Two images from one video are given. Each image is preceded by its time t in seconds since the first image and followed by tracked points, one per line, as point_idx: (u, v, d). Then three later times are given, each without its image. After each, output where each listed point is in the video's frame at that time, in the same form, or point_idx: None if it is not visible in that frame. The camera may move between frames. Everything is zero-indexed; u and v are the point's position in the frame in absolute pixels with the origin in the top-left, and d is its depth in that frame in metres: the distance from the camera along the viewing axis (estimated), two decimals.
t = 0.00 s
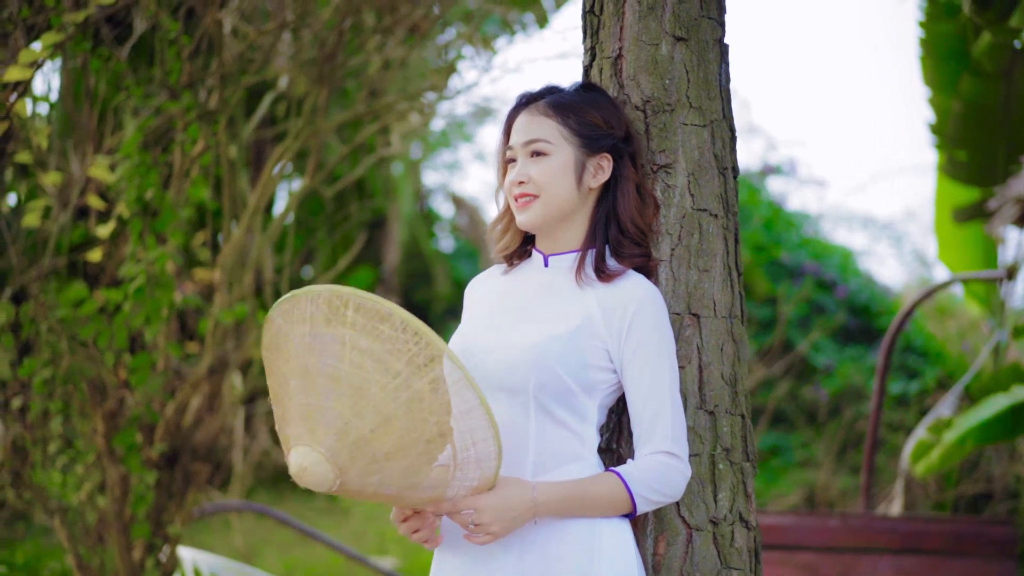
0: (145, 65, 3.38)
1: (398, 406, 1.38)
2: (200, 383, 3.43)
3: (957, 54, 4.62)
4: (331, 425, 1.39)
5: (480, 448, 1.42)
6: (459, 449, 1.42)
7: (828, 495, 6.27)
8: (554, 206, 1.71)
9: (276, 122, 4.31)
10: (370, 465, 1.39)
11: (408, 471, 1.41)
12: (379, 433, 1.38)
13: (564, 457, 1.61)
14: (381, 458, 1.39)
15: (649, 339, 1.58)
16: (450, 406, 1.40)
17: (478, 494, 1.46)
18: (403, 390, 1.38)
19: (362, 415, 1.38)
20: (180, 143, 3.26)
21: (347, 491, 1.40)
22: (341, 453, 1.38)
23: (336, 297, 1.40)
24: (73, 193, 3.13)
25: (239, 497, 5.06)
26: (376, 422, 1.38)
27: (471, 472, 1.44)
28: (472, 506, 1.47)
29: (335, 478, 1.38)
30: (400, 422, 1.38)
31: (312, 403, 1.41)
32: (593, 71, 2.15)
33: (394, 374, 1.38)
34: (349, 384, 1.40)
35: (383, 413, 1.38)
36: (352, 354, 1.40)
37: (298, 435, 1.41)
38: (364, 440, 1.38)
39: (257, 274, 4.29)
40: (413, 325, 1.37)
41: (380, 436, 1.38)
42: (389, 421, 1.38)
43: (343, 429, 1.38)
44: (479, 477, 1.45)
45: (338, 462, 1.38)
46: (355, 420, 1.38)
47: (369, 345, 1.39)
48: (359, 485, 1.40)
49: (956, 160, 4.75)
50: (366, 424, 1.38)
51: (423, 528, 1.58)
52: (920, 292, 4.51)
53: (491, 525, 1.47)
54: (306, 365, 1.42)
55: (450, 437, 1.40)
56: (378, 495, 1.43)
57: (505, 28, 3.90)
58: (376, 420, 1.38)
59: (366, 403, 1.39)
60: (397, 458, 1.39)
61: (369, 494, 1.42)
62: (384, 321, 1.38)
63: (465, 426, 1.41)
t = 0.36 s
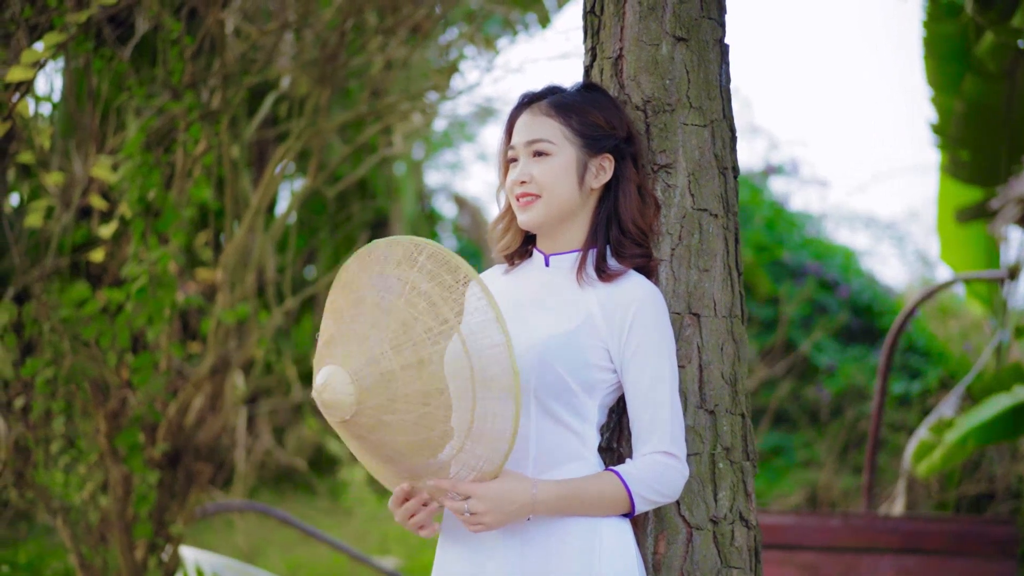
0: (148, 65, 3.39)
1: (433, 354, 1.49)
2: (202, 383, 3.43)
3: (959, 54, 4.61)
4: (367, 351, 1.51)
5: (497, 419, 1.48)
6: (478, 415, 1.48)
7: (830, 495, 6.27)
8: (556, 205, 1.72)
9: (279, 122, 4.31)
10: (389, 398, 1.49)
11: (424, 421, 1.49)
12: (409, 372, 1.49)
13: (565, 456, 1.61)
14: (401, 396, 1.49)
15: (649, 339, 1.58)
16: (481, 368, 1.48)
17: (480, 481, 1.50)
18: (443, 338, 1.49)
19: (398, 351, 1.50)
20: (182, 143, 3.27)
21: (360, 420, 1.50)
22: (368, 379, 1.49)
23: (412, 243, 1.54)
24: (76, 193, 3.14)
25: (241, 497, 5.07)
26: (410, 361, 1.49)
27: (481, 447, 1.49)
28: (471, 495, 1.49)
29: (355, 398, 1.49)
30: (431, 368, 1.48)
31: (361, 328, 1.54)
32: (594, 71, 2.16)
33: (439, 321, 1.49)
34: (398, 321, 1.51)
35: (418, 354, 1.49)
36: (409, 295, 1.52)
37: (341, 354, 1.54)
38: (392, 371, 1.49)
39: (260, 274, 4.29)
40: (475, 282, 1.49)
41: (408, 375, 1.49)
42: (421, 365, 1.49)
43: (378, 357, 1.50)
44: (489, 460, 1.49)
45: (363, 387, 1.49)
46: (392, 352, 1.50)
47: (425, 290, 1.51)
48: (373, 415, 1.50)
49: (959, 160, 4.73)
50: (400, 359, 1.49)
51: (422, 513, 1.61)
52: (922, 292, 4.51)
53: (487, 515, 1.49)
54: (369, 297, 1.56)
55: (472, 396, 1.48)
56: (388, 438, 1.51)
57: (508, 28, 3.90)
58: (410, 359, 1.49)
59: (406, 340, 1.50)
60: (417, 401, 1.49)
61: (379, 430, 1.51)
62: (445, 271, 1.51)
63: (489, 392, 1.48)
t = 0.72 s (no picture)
0: (151, 67, 3.40)
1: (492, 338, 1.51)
2: (206, 383, 3.44)
3: (961, 55, 4.65)
4: (430, 311, 1.54)
5: (526, 414, 1.49)
6: (511, 405, 1.49)
7: (833, 495, 6.28)
8: (559, 207, 1.73)
9: (283, 123, 4.32)
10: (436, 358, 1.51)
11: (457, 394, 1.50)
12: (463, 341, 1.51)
13: (565, 456, 1.62)
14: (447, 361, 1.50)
15: (651, 340, 1.59)
16: (532, 358, 1.50)
17: (485, 476, 1.51)
18: (509, 322, 1.52)
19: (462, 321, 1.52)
20: (186, 144, 3.28)
21: (400, 367, 1.52)
22: (421, 336, 1.52)
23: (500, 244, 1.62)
24: (80, 194, 3.15)
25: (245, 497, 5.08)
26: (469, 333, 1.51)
27: (501, 438, 1.50)
28: (473, 489, 1.50)
29: (405, 347, 1.52)
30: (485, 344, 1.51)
31: (430, 291, 1.57)
32: (595, 74, 2.17)
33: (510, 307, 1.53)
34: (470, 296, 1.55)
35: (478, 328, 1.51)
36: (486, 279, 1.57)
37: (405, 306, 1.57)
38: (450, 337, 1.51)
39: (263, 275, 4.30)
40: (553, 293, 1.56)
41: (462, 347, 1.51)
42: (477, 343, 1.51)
43: (441, 319, 1.53)
44: (500, 455, 1.50)
45: (419, 340, 1.52)
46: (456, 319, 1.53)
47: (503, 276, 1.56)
48: (414, 371, 1.51)
49: (961, 160, 4.73)
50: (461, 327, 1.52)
51: (417, 499, 1.55)
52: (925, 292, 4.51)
53: (487, 511, 1.50)
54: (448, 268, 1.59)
55: (511, 385, 1.49)
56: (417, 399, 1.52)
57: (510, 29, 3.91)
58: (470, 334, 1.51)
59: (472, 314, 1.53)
60: (460, 372, 1.50)
61: (412, 385, 1.51)
62: (526, 269, 1.58)
63: (530, 387, 1.50)
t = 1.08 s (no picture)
0: (155, 67, 3.41)
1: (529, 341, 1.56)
2: (209, 383, 3.44)
3: (964, 56, 4.67)
4: (476, 302, 1.58)
5: (544, 417, 1.52)
6: (531, 406, 1.53)
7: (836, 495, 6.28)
8: (565, 208, 1.73)
9: (287, 122, 4.33)
10: (472, 348, 1.54)
11: (481, 387, 1.53)
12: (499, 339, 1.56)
13: (566, 454, 1.62)
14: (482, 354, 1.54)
15: (654, 340, 1.60)
16: (563, 363, 1.55)
17: (486, 472, 1.51)
18: (547, 329, 1.58)
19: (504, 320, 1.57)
20: (190, 144, 3.28)
21: (436, 347, 1.53)
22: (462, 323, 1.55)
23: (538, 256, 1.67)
24: (83, 194, 3.15)
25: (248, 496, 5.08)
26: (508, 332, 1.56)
27: (514, 435, 1.52)
28: (477, 483, 1.51)
29: (446, 327, 1.54)
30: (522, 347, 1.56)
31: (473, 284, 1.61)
32: (597, 74, 2.21)
33: (549, 314, 1.59)
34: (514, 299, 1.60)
35: (516, 329, 1.57)
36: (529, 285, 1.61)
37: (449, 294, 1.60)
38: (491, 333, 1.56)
39: (267, 275, 4.31)
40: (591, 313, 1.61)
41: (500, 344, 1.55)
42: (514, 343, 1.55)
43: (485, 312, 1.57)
44: (507, 454, 1.51)
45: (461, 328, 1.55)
46: (496, 314, 1.57)
47: (545, 285, 1.61)
48: (446, 353, 1.53)
49: (963, 161, 4.73)
50: (501, 326, 1.57)
51: (418, 490, 1.56)
52: (928, 292, 4.51)
53: (490, 506, 1.51)
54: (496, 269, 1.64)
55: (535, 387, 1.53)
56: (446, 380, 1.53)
57: (513, 30, 3.92)
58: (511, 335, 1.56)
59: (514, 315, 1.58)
60: (491, 366, 1.54)
61: (441, 366, 1.53)
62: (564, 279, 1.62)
63: (553, 392, 1.53)
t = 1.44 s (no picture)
0: (158, 67, 3.41)
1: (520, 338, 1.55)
2: (212, 383, 3.43)
3: (965, 55, 4.66)
4: (465, 301, 1.56)
5: (541, 415, 1.52)
6: (527, 404, 1.53)
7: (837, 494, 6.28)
8: (569, 209, 1.74)
9: (290, 122, 4.33)
10: (464, 349, 1.53)
11: (475, 388, 1.53)
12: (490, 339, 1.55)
13: (567, 453, 1.62)
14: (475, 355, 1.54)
15: (656, 340, 1.60)
16: (556, 360, 1.55)
17: (485, 472, 1.52)
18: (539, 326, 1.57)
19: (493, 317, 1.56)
20: (192, 143, 3.28)
21: (426, 351, 1.52)
22: (451, 325, 1.54)
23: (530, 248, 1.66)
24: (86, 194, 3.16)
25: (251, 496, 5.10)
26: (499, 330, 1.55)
27: (512, 436, 1.52)
28: (478, 485, 1.51)
29: (436, 330, 1.53)
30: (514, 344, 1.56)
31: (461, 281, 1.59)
32: (600, 73, 2.25)
33: (540, 310, 1.58)
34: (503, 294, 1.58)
35: (508, 328, 1.56)
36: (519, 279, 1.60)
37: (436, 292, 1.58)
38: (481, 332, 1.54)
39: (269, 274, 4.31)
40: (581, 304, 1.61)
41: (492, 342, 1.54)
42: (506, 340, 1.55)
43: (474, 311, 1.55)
44: (504, 454, 1.52)
45: (450, 328, 1.54)
46: (486, 312, 1.56)
47: (534, 280, 1.60)
48: (438, 357, 1.53)
49: (965, 160, 4.72)
50: (492, 324, 1.56)
51: (418, 494, 1.56)
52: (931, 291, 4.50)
53: (491, 506, 1.51)
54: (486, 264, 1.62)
55: (530, 385, 1.53)
56: (440, 384, 1.53)
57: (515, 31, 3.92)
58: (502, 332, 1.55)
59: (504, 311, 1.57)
60: (484, 366, 1.54)
61: (434, 372, 1.53)
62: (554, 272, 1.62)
63: (549, 389, 1.53)
